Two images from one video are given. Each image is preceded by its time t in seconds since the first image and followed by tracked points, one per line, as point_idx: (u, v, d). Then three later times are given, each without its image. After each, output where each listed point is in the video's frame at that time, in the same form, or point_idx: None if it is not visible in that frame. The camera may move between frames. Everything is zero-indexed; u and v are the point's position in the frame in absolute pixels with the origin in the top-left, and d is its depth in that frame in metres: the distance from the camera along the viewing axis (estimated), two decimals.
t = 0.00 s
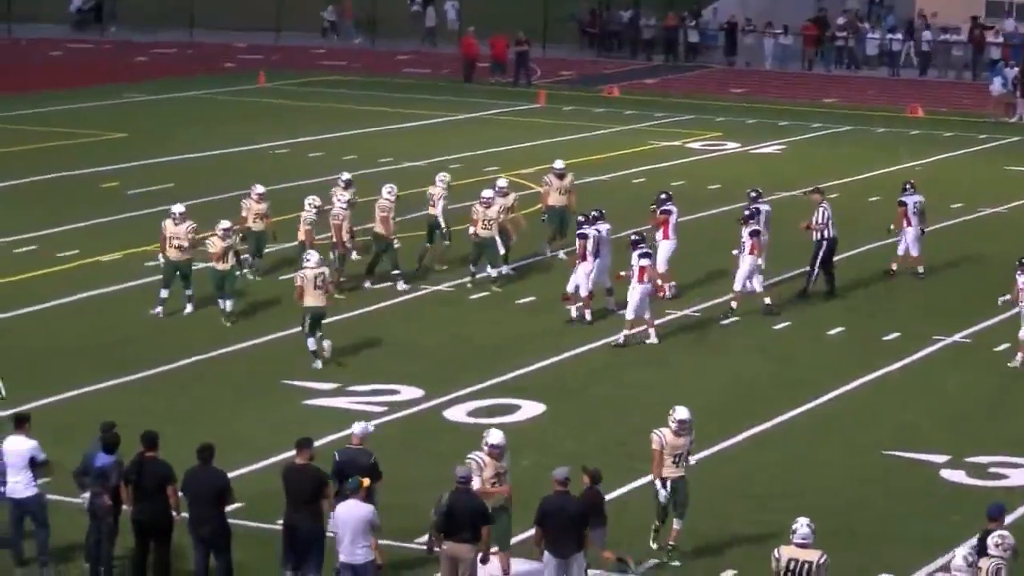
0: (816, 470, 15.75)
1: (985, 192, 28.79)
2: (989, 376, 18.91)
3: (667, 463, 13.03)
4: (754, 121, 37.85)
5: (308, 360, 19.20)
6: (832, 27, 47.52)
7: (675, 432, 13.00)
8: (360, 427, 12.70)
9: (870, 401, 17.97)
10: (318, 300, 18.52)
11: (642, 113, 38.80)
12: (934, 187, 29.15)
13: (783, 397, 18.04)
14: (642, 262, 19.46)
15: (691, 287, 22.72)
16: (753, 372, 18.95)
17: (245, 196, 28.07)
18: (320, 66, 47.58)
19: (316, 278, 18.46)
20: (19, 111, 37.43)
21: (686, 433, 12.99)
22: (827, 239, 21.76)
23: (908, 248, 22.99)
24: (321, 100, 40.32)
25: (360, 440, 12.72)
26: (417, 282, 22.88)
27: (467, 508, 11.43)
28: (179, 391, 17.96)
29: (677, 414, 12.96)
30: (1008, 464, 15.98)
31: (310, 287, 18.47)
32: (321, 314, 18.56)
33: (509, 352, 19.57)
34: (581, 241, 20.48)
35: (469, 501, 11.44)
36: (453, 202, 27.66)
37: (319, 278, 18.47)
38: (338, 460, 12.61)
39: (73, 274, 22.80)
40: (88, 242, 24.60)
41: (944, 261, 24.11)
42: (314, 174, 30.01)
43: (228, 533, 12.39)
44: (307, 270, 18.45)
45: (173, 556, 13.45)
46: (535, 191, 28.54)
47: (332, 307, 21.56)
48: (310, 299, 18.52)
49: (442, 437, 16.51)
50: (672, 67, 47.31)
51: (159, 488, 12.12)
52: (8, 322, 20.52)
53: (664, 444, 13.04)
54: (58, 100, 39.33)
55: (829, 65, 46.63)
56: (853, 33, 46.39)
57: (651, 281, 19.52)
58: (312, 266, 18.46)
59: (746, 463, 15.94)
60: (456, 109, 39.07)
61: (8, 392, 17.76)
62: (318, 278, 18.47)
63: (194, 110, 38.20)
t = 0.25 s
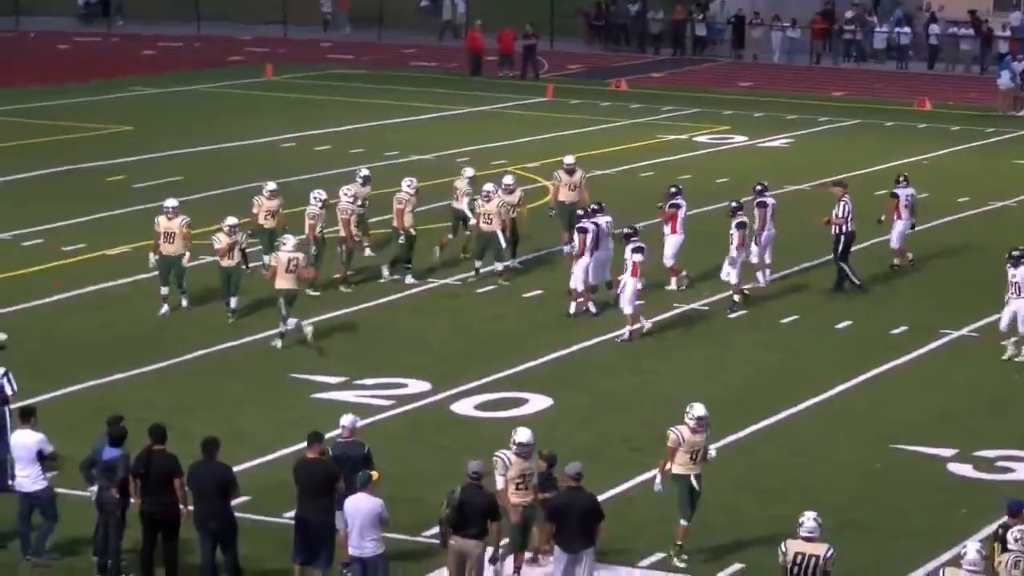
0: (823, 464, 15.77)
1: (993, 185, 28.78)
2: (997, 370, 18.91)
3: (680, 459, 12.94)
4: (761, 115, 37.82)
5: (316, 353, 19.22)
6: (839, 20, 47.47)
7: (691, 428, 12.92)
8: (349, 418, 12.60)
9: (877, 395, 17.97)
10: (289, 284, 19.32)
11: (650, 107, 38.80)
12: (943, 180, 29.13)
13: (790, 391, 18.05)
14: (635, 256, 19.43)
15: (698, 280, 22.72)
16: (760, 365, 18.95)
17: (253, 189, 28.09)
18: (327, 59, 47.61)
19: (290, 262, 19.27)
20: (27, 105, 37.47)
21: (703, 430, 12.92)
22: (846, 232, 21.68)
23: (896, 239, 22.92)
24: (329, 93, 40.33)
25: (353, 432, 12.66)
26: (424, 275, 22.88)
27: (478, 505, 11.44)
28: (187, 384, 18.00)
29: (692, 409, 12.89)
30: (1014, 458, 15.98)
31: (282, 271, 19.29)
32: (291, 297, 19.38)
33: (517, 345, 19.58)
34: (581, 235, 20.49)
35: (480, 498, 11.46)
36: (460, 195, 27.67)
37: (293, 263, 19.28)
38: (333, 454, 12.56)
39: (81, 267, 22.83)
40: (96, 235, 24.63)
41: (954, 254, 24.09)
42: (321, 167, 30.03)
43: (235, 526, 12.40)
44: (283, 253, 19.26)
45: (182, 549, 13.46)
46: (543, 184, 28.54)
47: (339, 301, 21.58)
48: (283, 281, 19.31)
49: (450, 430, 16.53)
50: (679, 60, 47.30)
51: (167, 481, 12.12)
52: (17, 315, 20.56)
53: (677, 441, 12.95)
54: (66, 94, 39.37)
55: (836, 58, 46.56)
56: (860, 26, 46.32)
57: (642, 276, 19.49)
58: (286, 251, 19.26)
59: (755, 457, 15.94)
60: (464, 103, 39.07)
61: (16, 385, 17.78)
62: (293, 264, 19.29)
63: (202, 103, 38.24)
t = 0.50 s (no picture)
0: (831, 457, 15.78)
1: (1003, 178, 28.74)
2: (1006, 363, 18.90)
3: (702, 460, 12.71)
4: (771, 107, 37.79)
5: (325, 346, 19.23)
6: (849, 13, 47.40)
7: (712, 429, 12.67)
8: (342, 410, 12.74)
9: (886, 388, 17.98)
10: (263, 264, 19.52)
11: (659, 99, 38.78)
12: (953, 173, 29.11)
13: (799, 383, 18.05)
14: (628, 250, 19.34)
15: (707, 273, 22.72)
16: (769, 358, 18.96)
17: (261, 181, 28.10)
18: (336, 51, 47.59)
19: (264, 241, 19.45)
20: (36, 97, 37.48)
21: (721, 431, 12.66)
22: (871, 228, 21.50)
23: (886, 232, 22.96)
24: (338, 85, 40.32)
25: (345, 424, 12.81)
26: (431, 267, 22.89)
27: (486, 497, 11.43)
28: (196, 376, 18.02)
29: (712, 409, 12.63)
30: None
31: (258, 249, 19.46)
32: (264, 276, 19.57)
33: (525, 338, 19.60)
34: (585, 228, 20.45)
35: (489, 490, 11.43)
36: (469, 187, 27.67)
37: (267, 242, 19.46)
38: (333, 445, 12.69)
39: (90, 259, 22.86)
40: (105, 227, 24.65)
41: (964, 247, 24.07)
42: (330, 159, 30.03)
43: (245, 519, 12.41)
44: (257, 232, 19.43)
45: (192, 542, 13.49)
46: (551, 176, 28.55)
47: (348, 292, 21.60)
48: (258, 260, 19.49)
49: (458, 423, 16.54)
50: (688, 52, 47.25)
51: (176, 472, 12.14)
52: (26, 307, 20.58)
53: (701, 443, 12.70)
54: (75, 86, 39.37)
55: (845, 51, 46.47)
56: (869, 19, 46.24)
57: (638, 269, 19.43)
58: (260, 230, 19.45)
59: (764, 451, 15.94)
60: (472, 95, 39.07)
61: (25, 376, 17.81)
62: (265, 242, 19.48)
63: (211, 95, 38.26)
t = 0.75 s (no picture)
0: (841, 452, 15.78)
1: (1014, 173, 28.72)
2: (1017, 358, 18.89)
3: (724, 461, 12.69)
4: (782, 102, 37.78)
5: (335, 340, 19.24)
6: (861, 8, 47.39)
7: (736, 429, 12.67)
8: (339, 405, 12.65)
9: (897, 381, 17.99)
10: (241, 259, 19.41)
11: (669, 94, 38.76)
12: (964, 168, 29.10)
13: (810, 378, 18.05)
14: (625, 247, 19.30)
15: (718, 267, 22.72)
16: (779, 353, 18.96)
17: (272, 176, 28.12)
18: (346, 46, 47.57)
19: (243, 236, 19.28)
20: (47, 91, 37.51)
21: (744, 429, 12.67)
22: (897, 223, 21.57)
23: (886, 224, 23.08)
24: (348, 80, 40.33)
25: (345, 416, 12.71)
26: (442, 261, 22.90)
27: (492, 493, 11.42)
28: (206, 370, 18.05)
29: (737, 407, 12.65)
30: None
31: (236, 244, 19.31)
32: (243, 271, 19.45)
33: (535, 333, 19.61)
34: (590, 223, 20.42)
35: (493, 487, 11.41)
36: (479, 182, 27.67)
37: (245, 237, 19.28)
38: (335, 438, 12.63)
39: (101, 254, 22.89)
40: (115, 222, 24.67)
41: (975, 242, 24.06)
42: (341, 154, 30.04)
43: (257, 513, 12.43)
44: (235, 227, 19.26)
45: (203, 536, 13.50)
46: (561, 171, 28.56)
47: (357, 287, 21.62)
48: (234, 255, 19.36)
49: (468, 417, 16.56)
50: (700, 47, 47.16)
51: (186, 466, 12.15)
52: (36, 301, 20.60)
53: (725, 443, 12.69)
54: (86, 80, 39.39)
55: (855, 46, 46.46)
56: (880, 14, 46.22)
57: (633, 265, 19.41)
58: (239, 225, 19.26)
59: (774, 446, 15.95)
60: (483, 90, 39.08)
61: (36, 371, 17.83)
62: (245, 237, 19.29)
63: (222, 90, 38.29)
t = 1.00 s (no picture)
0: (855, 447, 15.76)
1: None
2: None
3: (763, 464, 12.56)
4: (797, 97, 37.73)
5: (349, 335, 19.26)
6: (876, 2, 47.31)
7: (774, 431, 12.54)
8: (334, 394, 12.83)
9: (911, 376, 17.98)
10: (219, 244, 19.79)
11: (684, 88, 38.73)
12: (979, 162, 29.05)
13: (825, 373, 18.05)
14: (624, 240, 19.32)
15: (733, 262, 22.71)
16: (793, 348, 18.95)
17: (287, 170, 28.13)
18: (361, 40, 47.59)
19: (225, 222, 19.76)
20: (62, 85, 37.55)
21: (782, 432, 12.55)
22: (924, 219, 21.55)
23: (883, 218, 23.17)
24: (363, 74, 40.34)
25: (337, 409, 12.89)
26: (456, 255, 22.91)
27: (495, 488, 11.39)
28: (219, 364, 18.06)
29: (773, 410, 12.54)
30: None
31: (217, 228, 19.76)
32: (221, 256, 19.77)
33: (549, 327, 19.61)
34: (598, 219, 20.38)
35: (496, 482, 11.38)
36: (494, 176, 27.67)
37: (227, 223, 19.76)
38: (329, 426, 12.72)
39: (115, 248, 22.92)
40: (130, 215, 24.71)
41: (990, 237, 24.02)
42: (356, 148, 30.05)
43: (271, 506, 12.45)
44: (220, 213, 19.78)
45: (216, 529, 13.51)
46: (575, 166, 28.55)
47: (370, 281, 21.63)
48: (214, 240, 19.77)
49: (481, 411, 16.57)
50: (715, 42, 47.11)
51: (200, 460, 12.15)
52: (52, 295, 20.63)
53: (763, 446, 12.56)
54: (101, 75, 39.43)
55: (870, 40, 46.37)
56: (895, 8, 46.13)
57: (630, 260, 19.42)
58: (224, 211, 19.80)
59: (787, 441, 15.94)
60: (497, 84, 39.06)
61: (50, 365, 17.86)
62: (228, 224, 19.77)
63: (238, 84, 38.31)
